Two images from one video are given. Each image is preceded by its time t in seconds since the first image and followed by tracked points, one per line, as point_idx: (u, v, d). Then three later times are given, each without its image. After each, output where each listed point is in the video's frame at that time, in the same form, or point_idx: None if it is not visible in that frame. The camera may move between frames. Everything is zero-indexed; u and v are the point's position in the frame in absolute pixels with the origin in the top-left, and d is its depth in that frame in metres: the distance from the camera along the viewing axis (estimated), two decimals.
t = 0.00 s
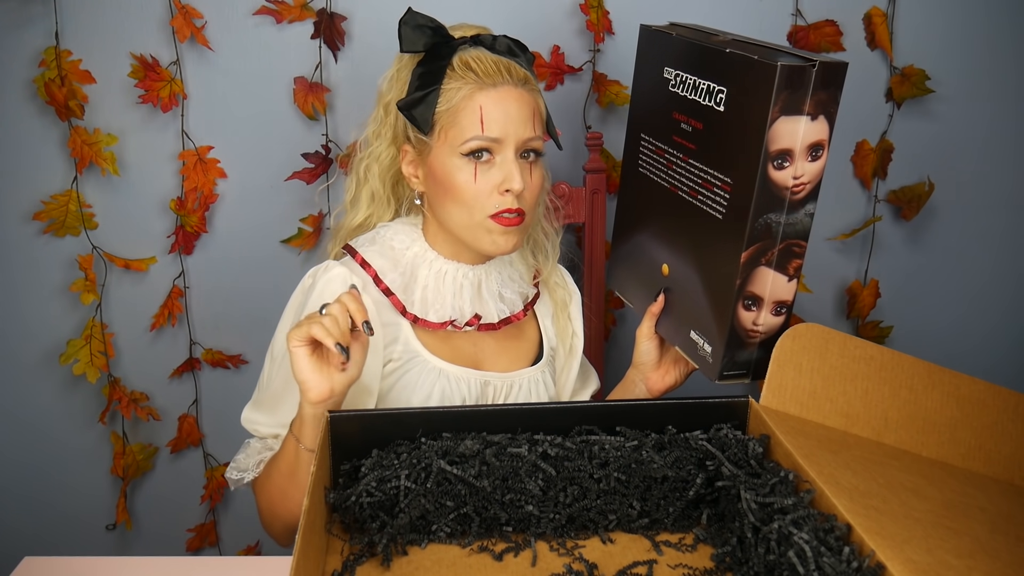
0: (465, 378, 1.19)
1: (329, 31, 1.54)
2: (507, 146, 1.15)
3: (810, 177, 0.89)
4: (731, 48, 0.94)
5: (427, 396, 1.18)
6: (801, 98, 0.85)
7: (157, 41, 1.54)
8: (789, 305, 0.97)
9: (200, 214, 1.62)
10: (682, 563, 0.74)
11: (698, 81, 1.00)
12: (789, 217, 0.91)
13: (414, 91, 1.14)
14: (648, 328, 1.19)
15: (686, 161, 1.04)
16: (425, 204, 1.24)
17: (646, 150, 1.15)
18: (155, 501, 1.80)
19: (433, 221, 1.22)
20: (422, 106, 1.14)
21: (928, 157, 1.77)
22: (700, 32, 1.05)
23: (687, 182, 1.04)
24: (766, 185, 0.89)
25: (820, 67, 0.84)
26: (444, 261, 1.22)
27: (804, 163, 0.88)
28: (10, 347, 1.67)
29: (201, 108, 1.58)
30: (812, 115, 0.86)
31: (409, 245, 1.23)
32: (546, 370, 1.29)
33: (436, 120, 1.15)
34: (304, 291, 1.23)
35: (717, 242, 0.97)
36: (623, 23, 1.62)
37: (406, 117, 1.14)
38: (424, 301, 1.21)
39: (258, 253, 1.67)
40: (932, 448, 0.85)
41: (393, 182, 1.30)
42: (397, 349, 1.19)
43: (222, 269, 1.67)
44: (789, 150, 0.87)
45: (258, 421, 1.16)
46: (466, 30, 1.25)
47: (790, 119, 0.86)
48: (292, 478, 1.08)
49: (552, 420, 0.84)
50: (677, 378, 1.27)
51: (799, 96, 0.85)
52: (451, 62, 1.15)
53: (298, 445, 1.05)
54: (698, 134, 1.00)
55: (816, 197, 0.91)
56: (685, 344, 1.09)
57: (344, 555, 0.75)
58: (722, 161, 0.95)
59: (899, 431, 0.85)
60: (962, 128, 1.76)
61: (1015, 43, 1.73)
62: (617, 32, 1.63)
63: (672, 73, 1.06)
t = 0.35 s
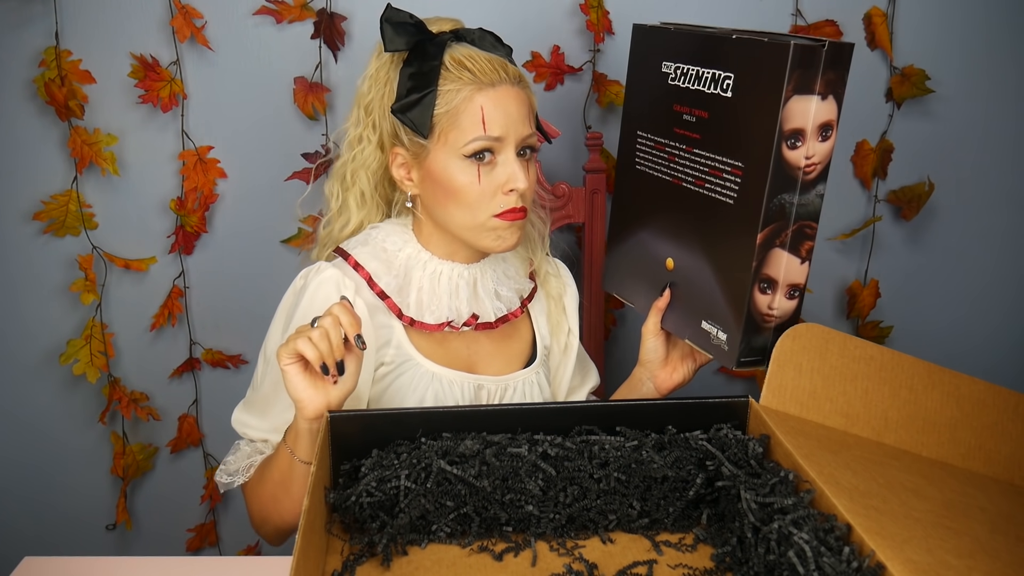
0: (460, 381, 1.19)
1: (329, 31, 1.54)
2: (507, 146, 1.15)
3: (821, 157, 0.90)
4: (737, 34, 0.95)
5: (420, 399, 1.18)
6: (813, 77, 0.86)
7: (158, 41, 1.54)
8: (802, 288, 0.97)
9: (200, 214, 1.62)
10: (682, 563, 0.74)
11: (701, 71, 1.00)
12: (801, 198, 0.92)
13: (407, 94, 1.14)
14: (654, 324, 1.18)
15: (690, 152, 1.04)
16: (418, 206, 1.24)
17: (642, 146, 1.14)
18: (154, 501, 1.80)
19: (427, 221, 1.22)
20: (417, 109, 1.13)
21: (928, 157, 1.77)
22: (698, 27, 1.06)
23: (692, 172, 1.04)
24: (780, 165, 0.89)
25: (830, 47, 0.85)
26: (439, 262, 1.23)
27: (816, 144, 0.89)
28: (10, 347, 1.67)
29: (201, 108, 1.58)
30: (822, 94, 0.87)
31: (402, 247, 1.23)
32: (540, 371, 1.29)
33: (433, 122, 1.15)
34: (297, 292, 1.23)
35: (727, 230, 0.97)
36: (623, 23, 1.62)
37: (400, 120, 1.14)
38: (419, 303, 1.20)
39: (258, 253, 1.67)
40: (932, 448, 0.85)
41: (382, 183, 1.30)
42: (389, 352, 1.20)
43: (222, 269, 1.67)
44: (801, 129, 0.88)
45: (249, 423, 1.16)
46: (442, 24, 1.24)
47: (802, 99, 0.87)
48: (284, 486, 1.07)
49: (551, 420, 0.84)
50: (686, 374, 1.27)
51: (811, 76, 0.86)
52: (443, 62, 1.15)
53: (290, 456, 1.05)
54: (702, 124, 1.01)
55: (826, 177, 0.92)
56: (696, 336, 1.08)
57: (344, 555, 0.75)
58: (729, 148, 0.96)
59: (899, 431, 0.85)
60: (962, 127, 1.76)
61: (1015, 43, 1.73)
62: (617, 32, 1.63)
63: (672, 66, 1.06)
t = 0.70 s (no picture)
0: (462, 373, 1.19)
1: (329, 31, 1.54)
2: (506, 145, 1.15)
3: (797, 147, 0.88)
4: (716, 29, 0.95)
5: (425, 390, 1.18)
6: (780, 66, 0.86)
7: (158, 41, 1.54)
8: (786, 280, 0.94)
9: (200, 214, 1.62)
10: (682, 563, 0.74)
11: (686, 68, 1.01)
12: (778, 187, 0.90)
13: (409, 93, 1.15)
14: (648, 320, 1.19)
15: (678, 148, 1.04)
16: (421, 203, 1.24)
17: (641, 148, 1.15)
18: (154, 501, 1.80)
19: (429, 218, 1.23)
20: (419, 108, 1.14)
21: (928, 157, 1.77)
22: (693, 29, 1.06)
23: (681, 167, 1.04)
24: (751, 153, 0.89)
25: (796, 36, 0.85)
26: (442, 257, 1.23)
27: (789, 132, 0.87)
28: (10, 347, 1.67)
29: (201, 109, 1.58)
30: (793, 83, 0.86)
31: (406, 244, 1.23)
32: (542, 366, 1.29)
33: (434, 121, 1.15)
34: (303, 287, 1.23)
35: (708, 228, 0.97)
36: (623, 23, 1.62)
37: (403, 118, 1.14)
38: (423, 298, 1.21)
39: (258, 254, 1.67)
40: (932, 448, 0.85)
41: (387, 182, 1.30)
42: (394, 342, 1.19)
43: (222, 269, 1.67)
44: (772, 118, 0.87)
45: (261, 417, 1.17)
46: (449, 27, 1.24)
47: (770, 87, 0.86)
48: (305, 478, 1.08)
49: (551, 420, 0.84)
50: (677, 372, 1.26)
51: (778, 65, 0.86)
52: (446, 62, 1.15)
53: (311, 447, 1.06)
54: (688, 119, 1.01)
55: (805, 166, 0.89)
56: (684, 331, 1.08)
57: (344, 555, 0.75)
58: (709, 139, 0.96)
59: (899, 431, 0.85)
60: (962, 127, 1.76)
61: (1015, 44, 1.73)
62: (617, 32, 1.63)
63: (664, 67, 1.06)
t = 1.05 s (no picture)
0: (473, 368, 1.19)
1: (329, 31, 1.54)
2: (520, 145, 1.16)
3: (814, 186, 0.89)
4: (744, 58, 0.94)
5: (435, 384, 1.18)
6: (806, 107, 0.85)
7: (157, 41, 1.54)
8: (790, 311, 0.96)
9: (200, 214, 1.62)
10: (682, 563, 0.74)
11: (710, 91, 1.00)
12: (792, 224, 0.91)
13: (426, 94, 1.15)
14: (652, 332, 1.19)
15: (696, 169, 1.04)
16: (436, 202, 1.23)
17: (659, 159, 1.15)
18: (155, 501, 1.80)
19: (443, 218, 1.22)
20: (436, 108, 1.14)
21: (928, 157, 1.77)
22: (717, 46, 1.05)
23: (697, 190, 1.03)
24: (770, 189, 0.89)
25: (826, 78, 0.84)
26: (454, 256, 1.23)
27: (809, 172, 0.88)
28: (10, 347, 1.67)
29: (201, 109, 1.58)
30: (817, 124, 0.86)
31: (419, 241, 1.23)
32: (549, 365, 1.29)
33: (450, 121, 1.15)
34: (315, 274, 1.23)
35: (720, 243, 0.97)
36: (623, 23, 1.62)
37: (420, 118, 1.15)
38: (435, 294, 1.21)
39: (258, 254, 1.67)
40: (932, 448, 0.85)
41: (400, 180, 1.29)
42: (406, 336, 1.18)
43: (222, 269, 1.67)
44: (793, 157, 0.87)
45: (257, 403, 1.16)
46: (463, 32, 1.24)
47: (795, 127, 0.86)
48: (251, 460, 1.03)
49: (552, 421, 0.84)
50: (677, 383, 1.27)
51: (805, 106, 0.85)
52: (461, 64, 1.15)
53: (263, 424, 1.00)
54: (708, 143, 1.00)
55: (820, 206, 0.90)
56: (686, 347, 1.09)
57: (344, 555, 0.75)
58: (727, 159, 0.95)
59: (899, 431, 0.85)
60: (961, 127, 1.76)
61: (1015, 44, 1.73)
62: (617, 32, 1.63)
63: (687, 83, 1.06)
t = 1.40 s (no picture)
0: (476, 373, 1.19)
1: (329, 31, 1.54)
2: (527, 148, 1.15)
3: (825, 216, 0.88)
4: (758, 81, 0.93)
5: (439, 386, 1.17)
6: (821, 139, 0.84)
7: (157, 41, 1.54)
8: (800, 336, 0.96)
9: (200, 214, 1.62)
10: (682, 563, 0.74)
11: (723, 111, 0.99)
12: (802, 252, 0.90)
13: (434, 94, 1.15)
14: (659, 342, 1.19)
15: (706, 187, 1.03)
16: (441, 203, 1.24)
17: (668, 171, 1.15)
18: (155, 501, 1.80)
19: (448, 218, 1.23)
20: (443, 109, 1.14)
21: (928, 157, 1.77)
22: (731, 62, 1.04)
23: (706, 209, 1.03)
24: (780, 220, 0.88)
25: (840, 111, 0.83)
26: (458, 258, 1.23)
27: (820, 203, 0.87)
28: (10, 347, 1.67)
29: (201, 108, 1.58)
30: (830, 155, 0.85)
31: (424, 241, 1.24)
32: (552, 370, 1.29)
33: (457, 122, 1.15)
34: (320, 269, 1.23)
35: (727, 260, 0.97)
36: (622, 24, 1.62)
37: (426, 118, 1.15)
38: (438, 296, 1.21)
39: (258, 254, 1.67)
40: (932, 448, 0.85)
41: (405, 181, 1.30)
42: (411, 338, 1.19)
43: (222, 269, 1.67)
44: (805, 188, 0.87)
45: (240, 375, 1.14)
46: (475, 33, 1.24)
47: (808, 159, 0.85)
48: (243, 441, 1.00)
49: (552, 421, 0.84)
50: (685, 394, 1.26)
51: (819, 138, 0.84)
52: (470, 65, 1.16)
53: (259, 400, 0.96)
54: (719, 164, 1.00)
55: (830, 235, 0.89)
56: (692, 364, 1.09)
57: (344, 555, 0.75)
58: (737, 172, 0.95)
59: (900, 431, 0.85)
60: (962, 128, 1.76)
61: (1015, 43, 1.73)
62: (617, 32, 1.63)
63: (699, 99, 1.06)
